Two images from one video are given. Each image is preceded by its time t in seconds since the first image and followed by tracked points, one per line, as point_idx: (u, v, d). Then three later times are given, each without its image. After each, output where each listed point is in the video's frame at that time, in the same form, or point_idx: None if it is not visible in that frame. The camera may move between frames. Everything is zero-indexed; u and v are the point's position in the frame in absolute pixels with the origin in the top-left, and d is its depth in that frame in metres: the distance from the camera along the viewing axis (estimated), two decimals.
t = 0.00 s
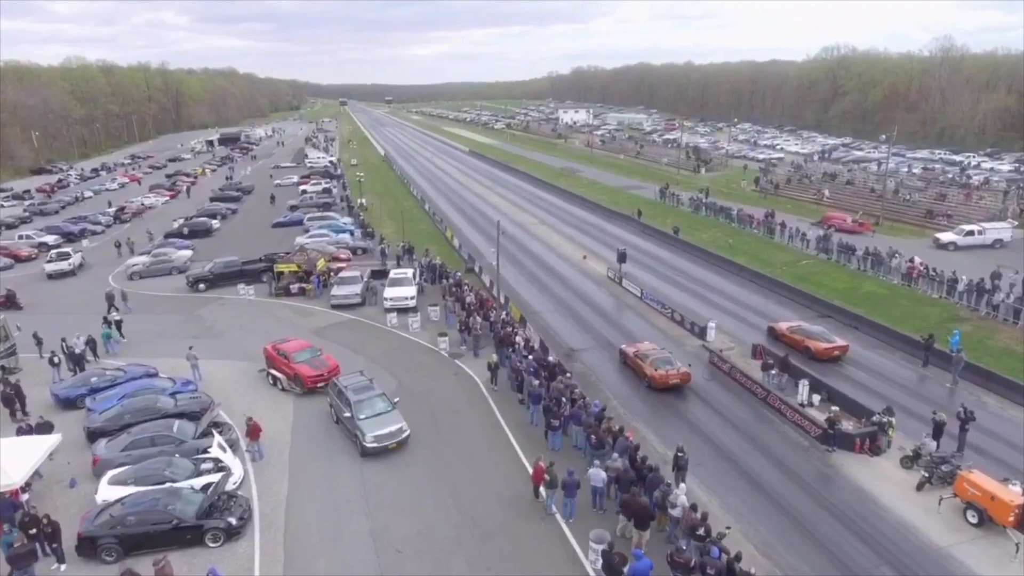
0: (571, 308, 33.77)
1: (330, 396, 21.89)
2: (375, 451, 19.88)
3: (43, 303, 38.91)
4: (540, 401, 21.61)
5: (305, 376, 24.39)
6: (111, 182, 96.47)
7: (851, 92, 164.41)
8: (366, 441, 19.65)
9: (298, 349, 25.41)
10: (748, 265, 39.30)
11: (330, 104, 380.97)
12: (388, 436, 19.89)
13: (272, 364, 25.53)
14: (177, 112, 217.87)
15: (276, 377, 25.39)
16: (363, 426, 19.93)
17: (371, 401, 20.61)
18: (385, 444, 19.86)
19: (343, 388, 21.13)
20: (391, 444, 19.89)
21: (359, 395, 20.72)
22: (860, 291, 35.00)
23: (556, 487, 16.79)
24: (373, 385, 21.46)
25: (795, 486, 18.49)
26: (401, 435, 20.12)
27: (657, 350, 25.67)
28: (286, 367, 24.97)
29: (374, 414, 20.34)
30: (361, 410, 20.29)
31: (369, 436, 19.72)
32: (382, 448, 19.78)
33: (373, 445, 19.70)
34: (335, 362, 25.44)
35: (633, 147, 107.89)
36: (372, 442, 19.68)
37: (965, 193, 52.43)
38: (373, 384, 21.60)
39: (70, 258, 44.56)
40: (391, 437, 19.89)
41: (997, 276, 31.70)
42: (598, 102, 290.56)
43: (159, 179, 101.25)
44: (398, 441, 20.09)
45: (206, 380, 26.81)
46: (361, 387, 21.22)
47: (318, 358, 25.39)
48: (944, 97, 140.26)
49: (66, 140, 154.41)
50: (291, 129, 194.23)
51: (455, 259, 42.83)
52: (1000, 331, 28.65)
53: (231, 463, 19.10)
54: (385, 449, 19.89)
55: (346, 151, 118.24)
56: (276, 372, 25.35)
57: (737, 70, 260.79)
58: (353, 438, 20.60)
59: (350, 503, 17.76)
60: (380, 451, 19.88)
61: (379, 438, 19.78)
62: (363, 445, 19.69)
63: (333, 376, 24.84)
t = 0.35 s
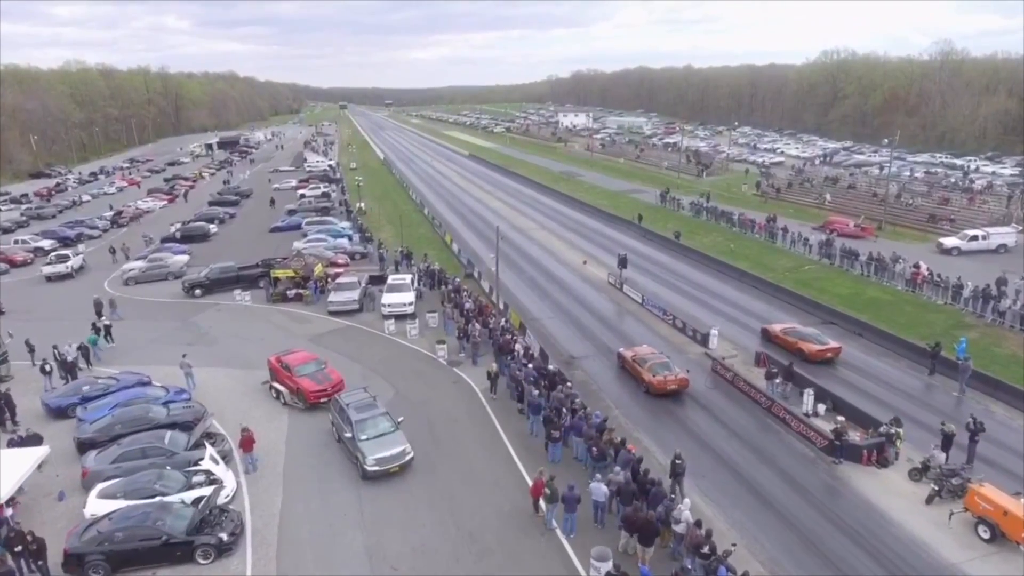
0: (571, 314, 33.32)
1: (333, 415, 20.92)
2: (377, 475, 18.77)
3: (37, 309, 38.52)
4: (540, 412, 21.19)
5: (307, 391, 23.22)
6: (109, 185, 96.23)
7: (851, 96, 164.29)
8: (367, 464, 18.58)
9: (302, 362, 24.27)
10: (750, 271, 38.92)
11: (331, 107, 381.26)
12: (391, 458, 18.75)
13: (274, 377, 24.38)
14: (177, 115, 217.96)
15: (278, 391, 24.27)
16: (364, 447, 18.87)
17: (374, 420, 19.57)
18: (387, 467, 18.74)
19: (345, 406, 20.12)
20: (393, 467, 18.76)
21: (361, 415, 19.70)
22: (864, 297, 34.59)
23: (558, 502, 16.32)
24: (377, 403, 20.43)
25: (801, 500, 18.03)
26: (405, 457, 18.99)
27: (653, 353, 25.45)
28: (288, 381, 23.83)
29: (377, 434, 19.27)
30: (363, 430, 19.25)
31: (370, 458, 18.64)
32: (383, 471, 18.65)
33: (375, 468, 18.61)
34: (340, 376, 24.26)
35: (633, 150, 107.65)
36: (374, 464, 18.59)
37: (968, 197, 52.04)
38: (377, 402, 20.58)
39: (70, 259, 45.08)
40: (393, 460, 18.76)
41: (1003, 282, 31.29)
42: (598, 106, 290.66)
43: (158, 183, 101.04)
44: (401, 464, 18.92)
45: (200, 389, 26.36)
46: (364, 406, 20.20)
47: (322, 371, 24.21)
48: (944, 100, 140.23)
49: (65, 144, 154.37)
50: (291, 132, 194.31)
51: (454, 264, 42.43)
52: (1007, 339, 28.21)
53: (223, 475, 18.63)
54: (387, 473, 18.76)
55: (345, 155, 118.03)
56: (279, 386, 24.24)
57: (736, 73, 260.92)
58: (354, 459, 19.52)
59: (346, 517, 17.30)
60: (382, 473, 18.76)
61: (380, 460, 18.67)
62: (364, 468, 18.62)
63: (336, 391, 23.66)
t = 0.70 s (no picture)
0: (572, 319, 32.84)
1: (333, 432, 19.71)
2: (377, 501, 17.64)
3: (32, 312, 38.08)
4: (541, 420, 20.74)
5: (310, 406, 22.18)
6: (107, 187, 95.78)
7: (852, 97, 164.02)
8: (368, 488, 17.47)
9: (307, 375, 23.26)
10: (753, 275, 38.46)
11: (331, 110, 380.74)
12: (394, 484, 17.62)
13: (279, 389, 23.47)
14: (176, 117, 217.49)
15: (282, 405, 23.30)
16: (366, 472, 17.73)
17: (378, 441, 18.45)
18: (390, 493, 17.60)
19: (348, 426, 18.96)
20: (396, 492, 17.64)
21: (365, 435, 18.53)
22: (869, 301, 34.14)
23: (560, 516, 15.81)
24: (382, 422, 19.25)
25: (809, 512, 17.54)
26: (409, 483, 17.86)
27: (642, 347, 26.30)
28: (292, 395, 22.85)
29: (380, 457, 18.14)
30: (366, 452, 18.10)
31: (373, 482, 17.53)
32: (385, 498, 17.54)
33: (377, 493, 17.48)
34: (345, 391, 23.12)
35: (634, 152, 107.32)
36: (376, 490, 17.46)
37: (972, 200, 51.58)
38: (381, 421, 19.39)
39: (70, 258, 45.95)
40: (396, 485, 17.66)
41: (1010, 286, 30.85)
42: (598, 108, 290.43)
43: (155, 185, 100.61)
44: (404, 491, 17.80)
45: (195, 396, 25.94)
46: (368, 425, 19.00)
47: (327, 386, 23.16)
48: (945, 101, 139.86)
49: (63, 146, 153.92)
50: (290, 135, 194.05)
51: (453, 268, 41.98)
52: (1015, 345, 27.75)
53: (215, 487, 18.15)
54: (389, 499, 17.61)
55: (345, 157, 117.62)
56: (282, 400, 23.26)
57: (736, 75, 260.78)
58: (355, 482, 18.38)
59: (342, 532, 16.84)
60: (384, 500, 17.64)
61: (383, 485, 17.55)
62: (365, 493, 17.50)
63: (341, 406, 22.57)
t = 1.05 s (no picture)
0: (574, 326, 32.23)
1: (335, 457, 18.40)
2: (380, 537, 16.24)
3: (24, 318, 37.51)
4: (542, 434, 20.12)
5: (312, 427, 20.94)
6: (104, 190, 95.32)
7: (852, 99, 163.76)
8: (369, 523, 16.07)
9: (311, 393, 22.04)
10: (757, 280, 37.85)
11: (330, 111, 380.42)
12: (397, 518, 16.22)
13: (283, 407, 22.29)
14: (175, 119, 217.20)
15: (285, 423, 22.10)
16: (368, 504, 16.36)
17: (382, 470, 17.06)
18: (393, 529, 16.18)
19: (349, 452, 17.58)
20: (400, 528, 16.22)
21: (367, 463, 17.16)
22: (875, 307, 33.55)
23: (563, 536, 15.21)
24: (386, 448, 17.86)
25: (821, 530, 16.90)
26: (413, 517, 16.43)
27: (620, 334, 28.14)
28: (295, 413, 21.64)
29: (383, 488, 16.75)
30: (368, 481, 16.73)
31: (374, 517, 16.11)
32: (388, 533, 16.14)
33: (378, 528, 16.08)
34: (350, 410, 21.77)
35: (634, 154, 106.83)
36: (377, 525, 16.05)
37: (978, 204, 50.98)
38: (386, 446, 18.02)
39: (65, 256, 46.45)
40: (400, 519, 16.23)
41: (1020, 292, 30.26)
42: (598, 110, 290.16)
43: (153, 187, 100.12)
44: (408, 525, 16.40)
45: (188, 405, 25.37)
46: (372, 451, 17.61)
47: (332, 404, 21.88)
48: (946, 102, 139.51)
49: (61, 149, 153.59)
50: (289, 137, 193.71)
51: (452, 273, 41.39)
52: None
53: (205, 504, 17.50)
54: (392, 534, 16.22)
55: (343, 159, 117.06)
56: (286, 418, 22.06)
57: (736, 77, 260.56)
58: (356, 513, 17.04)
59: (336, 551, 16.20)
60: (387, 536, 16.24)
61: (385, 520, 16.13)
62: (366, 528, 16.12)
63: (346, 427, 21.28)
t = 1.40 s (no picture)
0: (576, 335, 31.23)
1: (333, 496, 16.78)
2: None
3: (11, 326, 36.53)
4: (545, 454, 19.16)
5: (311, 458, 19.27)
6: (100, 193, 94.46)
7: (854, 102, 162.92)
8: None
9: (312, 418, 20.39)
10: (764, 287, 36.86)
11: (330, 113, 379.79)
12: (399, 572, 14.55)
13: (282, 433, 20.69)
14: (174, 121, 216.44)
15: (284, 450, 20.49)
16: (367, 556, 14.74)
17: (383, 516, 15.48)
18: None
19: (349, 491, 16.02)
20: None
21: (368, 507, 15.58)
22: (887, 316, 32.56)
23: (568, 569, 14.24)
24: (389, 489, 16.28)
25: (841, 559, 15.91)
26: (417, 571, 14.75)
27: (594, 319, 30.34)
28: (294, 441, 20.02)
29: (384, 537, 15.16)
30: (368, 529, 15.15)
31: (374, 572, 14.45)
32: None
33: None
34: (353, 439, 20.06)
35: (635, 157, 105.93)
36: None
37: (988, 208, 50.01)
38: (389, 486, 16.44)
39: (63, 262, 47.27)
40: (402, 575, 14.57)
41: None
42: (598, 112, 289.39)
43: (150, 190, 99.20)
44: None
45: (176, 419, 24.44)
46: (373, 493, 16.01)
47: (334, 432, 20.20)
48: (949, 103, 138.78)
49: (59, 151, 152.84)
50: (288, 139, 192.83)
51: (451, 279, 40.43)
52: None
53: (188, 532, 16.50)
54: None
55: (341, 162, 116.15)
56: (285, 445, 20.46)
57: (736, 79, 259.81)
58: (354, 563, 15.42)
59: None
60: None
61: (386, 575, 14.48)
62: None
63: (347, 459, 19.55)
